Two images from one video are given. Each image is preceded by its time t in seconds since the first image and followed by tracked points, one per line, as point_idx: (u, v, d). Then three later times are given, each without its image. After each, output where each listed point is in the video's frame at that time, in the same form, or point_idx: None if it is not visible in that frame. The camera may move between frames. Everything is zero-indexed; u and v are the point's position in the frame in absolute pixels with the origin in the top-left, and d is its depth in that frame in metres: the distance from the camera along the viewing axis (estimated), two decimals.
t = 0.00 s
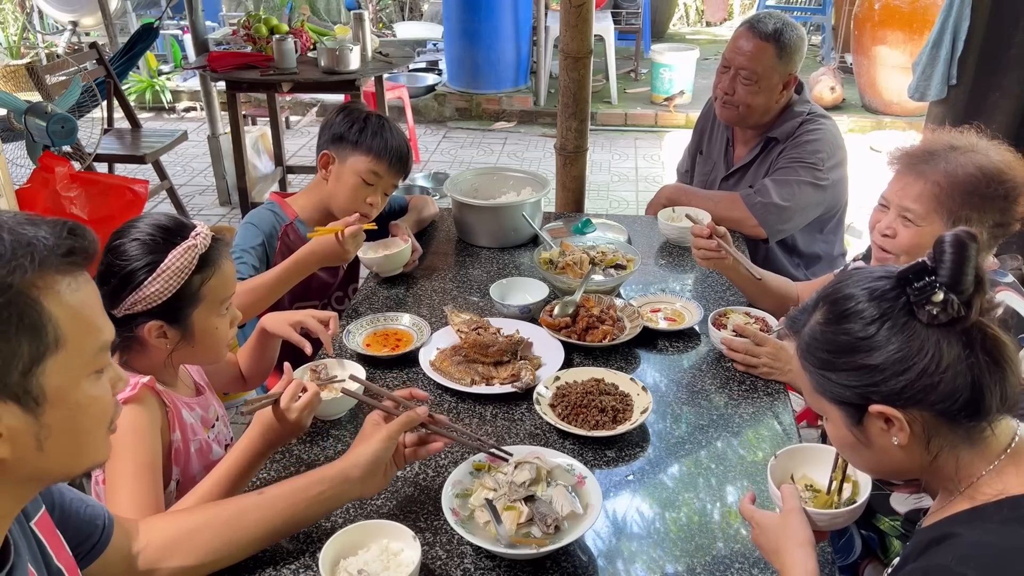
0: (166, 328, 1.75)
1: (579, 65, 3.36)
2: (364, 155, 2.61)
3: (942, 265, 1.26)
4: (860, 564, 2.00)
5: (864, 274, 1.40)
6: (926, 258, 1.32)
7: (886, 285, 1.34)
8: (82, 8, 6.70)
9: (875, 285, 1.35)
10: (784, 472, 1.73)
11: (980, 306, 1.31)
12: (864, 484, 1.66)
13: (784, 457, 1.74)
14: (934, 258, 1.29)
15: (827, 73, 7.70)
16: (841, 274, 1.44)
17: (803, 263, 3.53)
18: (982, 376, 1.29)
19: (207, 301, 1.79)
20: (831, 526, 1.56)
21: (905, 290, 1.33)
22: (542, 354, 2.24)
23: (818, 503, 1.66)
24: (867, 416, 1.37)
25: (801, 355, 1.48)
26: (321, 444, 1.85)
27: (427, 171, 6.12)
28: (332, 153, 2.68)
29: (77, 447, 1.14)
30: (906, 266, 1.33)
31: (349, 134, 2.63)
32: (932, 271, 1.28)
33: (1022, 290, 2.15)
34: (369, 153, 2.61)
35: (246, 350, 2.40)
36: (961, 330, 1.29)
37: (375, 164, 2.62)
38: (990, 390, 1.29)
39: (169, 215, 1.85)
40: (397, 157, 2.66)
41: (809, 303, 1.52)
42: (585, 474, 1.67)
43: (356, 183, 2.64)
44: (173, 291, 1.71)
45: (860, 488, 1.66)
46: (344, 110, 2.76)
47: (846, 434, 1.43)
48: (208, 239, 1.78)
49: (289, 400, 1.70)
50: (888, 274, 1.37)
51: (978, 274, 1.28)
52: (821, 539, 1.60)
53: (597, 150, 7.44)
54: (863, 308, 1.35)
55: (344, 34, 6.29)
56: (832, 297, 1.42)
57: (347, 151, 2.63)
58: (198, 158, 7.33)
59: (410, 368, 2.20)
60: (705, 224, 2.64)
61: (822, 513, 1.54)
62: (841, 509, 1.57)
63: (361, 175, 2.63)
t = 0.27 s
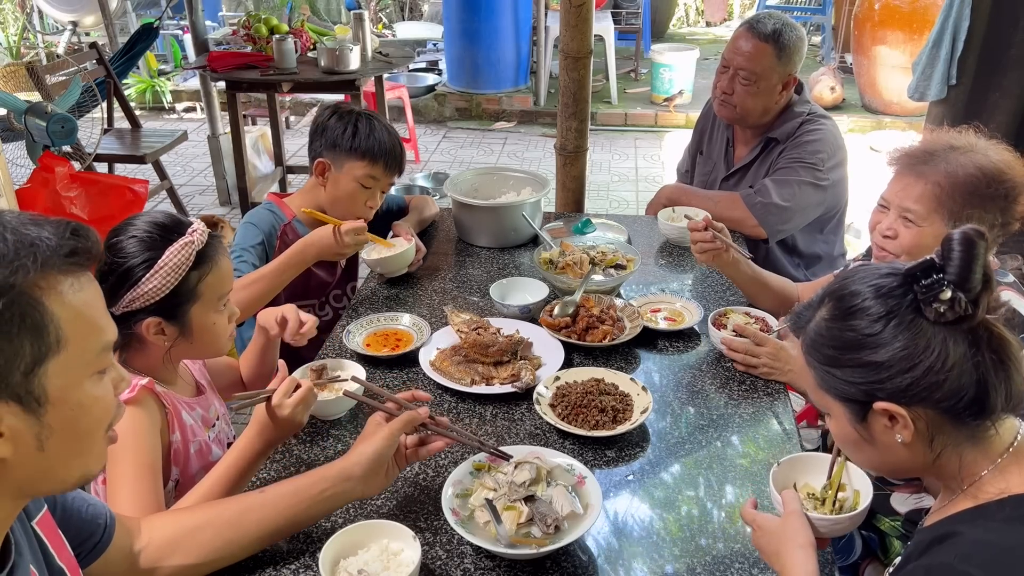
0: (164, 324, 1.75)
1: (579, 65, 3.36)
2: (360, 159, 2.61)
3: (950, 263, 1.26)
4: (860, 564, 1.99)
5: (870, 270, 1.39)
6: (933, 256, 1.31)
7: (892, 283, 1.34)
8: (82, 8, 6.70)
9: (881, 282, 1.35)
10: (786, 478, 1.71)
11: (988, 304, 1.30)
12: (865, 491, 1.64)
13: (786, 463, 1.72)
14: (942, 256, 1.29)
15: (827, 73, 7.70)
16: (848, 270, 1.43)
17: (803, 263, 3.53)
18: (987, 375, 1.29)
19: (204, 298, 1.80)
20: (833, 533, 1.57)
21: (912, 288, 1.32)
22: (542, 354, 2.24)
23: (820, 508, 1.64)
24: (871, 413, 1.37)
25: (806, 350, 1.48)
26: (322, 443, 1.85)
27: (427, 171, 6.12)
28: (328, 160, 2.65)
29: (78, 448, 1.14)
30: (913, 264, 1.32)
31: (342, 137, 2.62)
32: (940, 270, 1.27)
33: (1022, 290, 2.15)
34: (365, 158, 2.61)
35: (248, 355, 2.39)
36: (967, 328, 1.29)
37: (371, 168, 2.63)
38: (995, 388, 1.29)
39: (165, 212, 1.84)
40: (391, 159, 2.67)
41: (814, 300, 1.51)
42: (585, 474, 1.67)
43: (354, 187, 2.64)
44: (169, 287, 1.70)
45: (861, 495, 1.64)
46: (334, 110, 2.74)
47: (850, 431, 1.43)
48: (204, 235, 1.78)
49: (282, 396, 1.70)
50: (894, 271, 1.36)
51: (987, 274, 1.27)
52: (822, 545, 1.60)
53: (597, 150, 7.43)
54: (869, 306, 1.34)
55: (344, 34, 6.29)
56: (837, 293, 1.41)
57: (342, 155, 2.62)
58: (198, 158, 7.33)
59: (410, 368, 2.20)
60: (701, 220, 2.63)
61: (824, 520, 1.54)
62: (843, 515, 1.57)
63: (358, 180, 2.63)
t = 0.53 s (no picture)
0: (163, 320, 1.74)
1: (579, 65, 3.36)
2: (352, 157, 2.61)
3: (959, 258, 1.25)
4: (860, 564, 1.96)
5: (877, 264, 1.38)
6: (941, 251, 1.30)
7: (900, 277, 1.33)
8: (82, 8, 6.70)
9: (888, 277, 1.34)
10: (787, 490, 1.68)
11: (995, 300, 1.30)
12: (864, 504, 1.64)
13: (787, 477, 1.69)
14: (950, 251, 1.28)
15: (827, 73, 7.70)
16: (855, 264, 1.42)
17: (803, 263, 3.53)
18: (992, 372, 1.29)
19: (203, 294, 1.80)
20: (833, 543, 1.55)
21: (919, 283, 1.31)
22: (542, 354, 2.24)
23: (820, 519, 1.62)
24: (876, 407, 1.36)
25: (811, 344, 1.48)
26: (322, 443, 1.85)
27: (427, 171, 6.12)
28: (320, 159, 2.65)
29: (79, 448, 1.14)
30: (921, 259, 1.31)
31: (330, 137, 2.62)
32: (948, 265, 1.27)
33: (1022, 289, 2.15)
34: (357, 156, 2.61)
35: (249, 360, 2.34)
36: (973, 325, 1.28)
37: (363, 166, 2.63)
38: (1000, 385, 1.29)
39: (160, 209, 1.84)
40: (382, 155, 2.67)
41: (820, 293, 1.51)
42: (585, 473, 1.67)
43: (348, 186, 2.65)
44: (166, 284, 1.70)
45: (860, 508, 1.64)
46: (323, 109, 2.74)
47: (853, 425, 1.43)
48: (202, 232, 1.79)
49: (281, 396, 1.69)
50: (901, 265, 1.36)
51: (994, 270, 1.27)
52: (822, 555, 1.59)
53: (597, 150, 7.44)
54: (876, 300, 1.33)
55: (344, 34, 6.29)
56: (844, 287, 1.40)
57: (332, 155, 2.62)
58: (198, 158, 7.33)
59: (410, 368, 2.20)
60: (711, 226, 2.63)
61: (823, 527, 1.52)
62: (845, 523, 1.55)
63: (351, 178, 2.63)
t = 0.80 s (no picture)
0: (166, 320, 1.75)
1: (579, 65, 3.36)
2: (346, 158, 2.61)
3: (965, 255, 1.26)
4: (861, 564, 1.97)
5: (882, 260, 1.39)
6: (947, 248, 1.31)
7: (905, 273, 1.33)
8: (82, 8, 6.70)
9: (894, 272, 1.34)
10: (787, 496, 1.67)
11: (1000, 297, 1.31)
12: (860, 511, 1.65)
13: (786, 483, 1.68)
14: (955, 248, 1.29)
15: (827, 73, 7.70)
16: (860, 260, 1.42)
17: (803, 263, 3.53)
18: (996, 369, 1.29)
19: (204, 292, 1.80)
20: (833, 547, 1.55)
21: (924, 279, 1.32)
22: (542, 354, 2.24)
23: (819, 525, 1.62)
24: (879, 402, 1.36)
25: (815, 338, 1.48)
26: (322, 443, 1.86)
27: (427, 171, 6.12)
28: (314, 161, 2.66)
29: (79, 448, 1.15)
30: (927, 256, 1.32)
31: (323, 139, 2.62)
32: (954, 261, 1.27)
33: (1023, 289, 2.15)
34: (352, 157, 2.62)
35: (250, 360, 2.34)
36: (978, 321, 1.29)
37: (358, 167, 2.63)
38: (1003, 382, 1.30)
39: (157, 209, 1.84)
40: (376, 155, 2.67)
41: (825, 288, 1.51)
42: (585, 473, 1.67)
43: (344, 187, 2.65)
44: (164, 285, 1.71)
45: (857, 515, 1.64)
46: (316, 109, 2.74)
47: (856, 420, 1.43)
48: (198, 231, 1.79)
49: (279, 396, 1.69)
50: (907, 261, 1.36)
51: (999, 268, 1.28)
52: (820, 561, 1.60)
53: (597, 150, 7.44)
54: (881, 295, 1.34)
55: (344, 34, 6.29)
56: (849, 282, 1.40)
57: (325, 156, 2.62)
58: (198, 158, 7.33)
59: (410, 368, 2.20)
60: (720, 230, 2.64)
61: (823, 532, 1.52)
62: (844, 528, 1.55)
63: (346, 179, 2.64)
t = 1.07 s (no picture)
0: (168, 319, 1.75)
1: (579, 65, 3.36)
2: (338, 156, 2.61)
3: (972, 252, 1.25)
4: (862, 564, 1.95)
5: (888, 256, 1.39)
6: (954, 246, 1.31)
7: (911, 269, 1.33)
8: (82, 8, 6.70)
9: (900, 268, 1.34)
10: (787, 493, 1.67)
11: (1006, 296, 1.31)
12: (861, 508, 1.65)
13: (787, 480, 1.68)
14: (963, 247, 1.29)
15: (827, 73, 7.70)
16: (867, 256, 1.43)
17: (803, 263, 3.53)
18: (1000, 368, 1.29)
19: (205, 290, 1.81)
20: (831, 546, 1.55)
21: (930, 277, 1.32)
22: (542, 354, 2.24)
23: (819, 523, 1.63)
24: (881, 399, 1.37)
25: (820, 333, 1.48)
26: (322, 444, 1.86)
27: (427, 172, 6.12)
28: (307, 163, 2.65)
29: (79, 451, 1.15)
30: (934, 254, 1.32)
31: (313, 140, 2.62)
32: (960, 260, 1.27)
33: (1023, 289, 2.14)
34: (344, 154, 2.62)
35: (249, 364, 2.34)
36: (983, 320, 1.29)
37: (352, 164, 2.64)
38: (1006, 381, 1.29)
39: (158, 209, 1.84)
40: (367, 151, 2.67)
41: (831, 283, 1.51)
42: (585, 474, 1.67)
43: (338, 185, 2.65)
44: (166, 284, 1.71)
45: (857, 511, 1.65)
46: (304, 107, 2.74)
47: (857, 416, 1.43)
48: (201, 231, 1.80)
49: (279, 396, 1.69)
50: (914, 258, 1.36)
51: (1006, 267, 1.27)
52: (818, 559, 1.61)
53: (597, 150, 7.44)
54: (886, 292, 1.34)
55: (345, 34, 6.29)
56: (855, 278, 1.41)
57: (317, 156, 2.62)
58: (198, 158, 7.33)
59: (410, 368, 2.20)
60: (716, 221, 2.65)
61: (822, 531, 1.52)
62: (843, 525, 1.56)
63: (340, 177, 2.63)
